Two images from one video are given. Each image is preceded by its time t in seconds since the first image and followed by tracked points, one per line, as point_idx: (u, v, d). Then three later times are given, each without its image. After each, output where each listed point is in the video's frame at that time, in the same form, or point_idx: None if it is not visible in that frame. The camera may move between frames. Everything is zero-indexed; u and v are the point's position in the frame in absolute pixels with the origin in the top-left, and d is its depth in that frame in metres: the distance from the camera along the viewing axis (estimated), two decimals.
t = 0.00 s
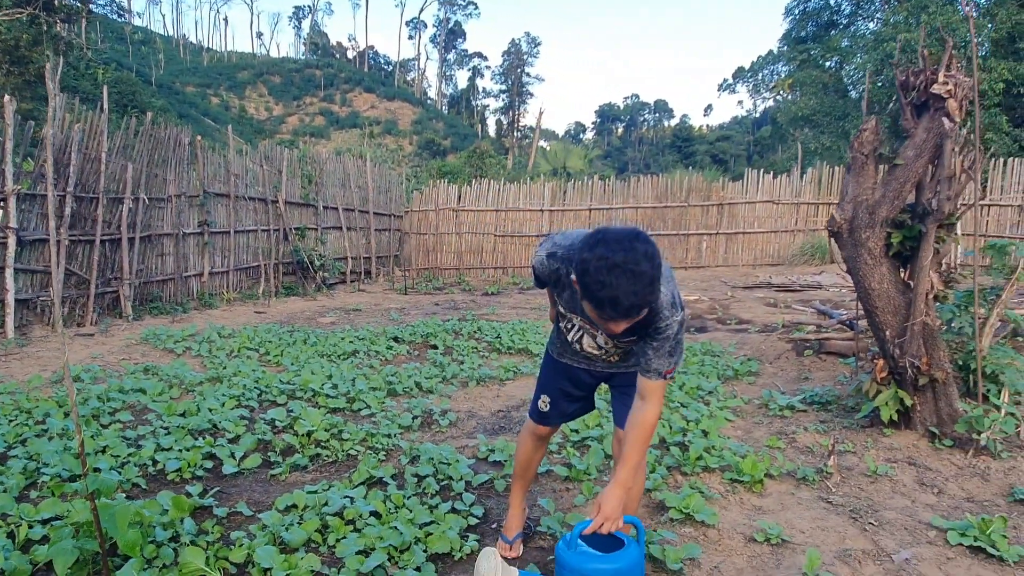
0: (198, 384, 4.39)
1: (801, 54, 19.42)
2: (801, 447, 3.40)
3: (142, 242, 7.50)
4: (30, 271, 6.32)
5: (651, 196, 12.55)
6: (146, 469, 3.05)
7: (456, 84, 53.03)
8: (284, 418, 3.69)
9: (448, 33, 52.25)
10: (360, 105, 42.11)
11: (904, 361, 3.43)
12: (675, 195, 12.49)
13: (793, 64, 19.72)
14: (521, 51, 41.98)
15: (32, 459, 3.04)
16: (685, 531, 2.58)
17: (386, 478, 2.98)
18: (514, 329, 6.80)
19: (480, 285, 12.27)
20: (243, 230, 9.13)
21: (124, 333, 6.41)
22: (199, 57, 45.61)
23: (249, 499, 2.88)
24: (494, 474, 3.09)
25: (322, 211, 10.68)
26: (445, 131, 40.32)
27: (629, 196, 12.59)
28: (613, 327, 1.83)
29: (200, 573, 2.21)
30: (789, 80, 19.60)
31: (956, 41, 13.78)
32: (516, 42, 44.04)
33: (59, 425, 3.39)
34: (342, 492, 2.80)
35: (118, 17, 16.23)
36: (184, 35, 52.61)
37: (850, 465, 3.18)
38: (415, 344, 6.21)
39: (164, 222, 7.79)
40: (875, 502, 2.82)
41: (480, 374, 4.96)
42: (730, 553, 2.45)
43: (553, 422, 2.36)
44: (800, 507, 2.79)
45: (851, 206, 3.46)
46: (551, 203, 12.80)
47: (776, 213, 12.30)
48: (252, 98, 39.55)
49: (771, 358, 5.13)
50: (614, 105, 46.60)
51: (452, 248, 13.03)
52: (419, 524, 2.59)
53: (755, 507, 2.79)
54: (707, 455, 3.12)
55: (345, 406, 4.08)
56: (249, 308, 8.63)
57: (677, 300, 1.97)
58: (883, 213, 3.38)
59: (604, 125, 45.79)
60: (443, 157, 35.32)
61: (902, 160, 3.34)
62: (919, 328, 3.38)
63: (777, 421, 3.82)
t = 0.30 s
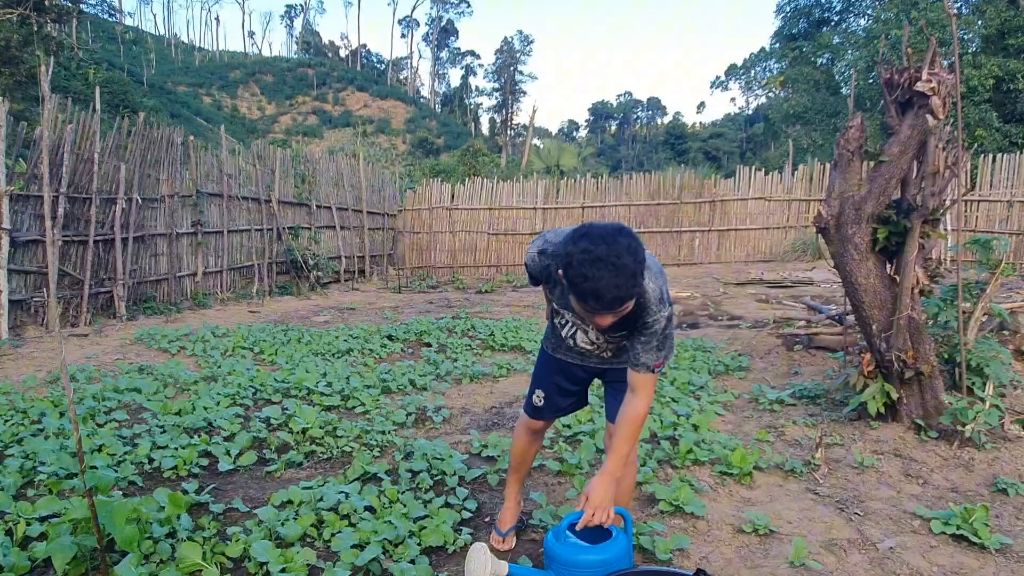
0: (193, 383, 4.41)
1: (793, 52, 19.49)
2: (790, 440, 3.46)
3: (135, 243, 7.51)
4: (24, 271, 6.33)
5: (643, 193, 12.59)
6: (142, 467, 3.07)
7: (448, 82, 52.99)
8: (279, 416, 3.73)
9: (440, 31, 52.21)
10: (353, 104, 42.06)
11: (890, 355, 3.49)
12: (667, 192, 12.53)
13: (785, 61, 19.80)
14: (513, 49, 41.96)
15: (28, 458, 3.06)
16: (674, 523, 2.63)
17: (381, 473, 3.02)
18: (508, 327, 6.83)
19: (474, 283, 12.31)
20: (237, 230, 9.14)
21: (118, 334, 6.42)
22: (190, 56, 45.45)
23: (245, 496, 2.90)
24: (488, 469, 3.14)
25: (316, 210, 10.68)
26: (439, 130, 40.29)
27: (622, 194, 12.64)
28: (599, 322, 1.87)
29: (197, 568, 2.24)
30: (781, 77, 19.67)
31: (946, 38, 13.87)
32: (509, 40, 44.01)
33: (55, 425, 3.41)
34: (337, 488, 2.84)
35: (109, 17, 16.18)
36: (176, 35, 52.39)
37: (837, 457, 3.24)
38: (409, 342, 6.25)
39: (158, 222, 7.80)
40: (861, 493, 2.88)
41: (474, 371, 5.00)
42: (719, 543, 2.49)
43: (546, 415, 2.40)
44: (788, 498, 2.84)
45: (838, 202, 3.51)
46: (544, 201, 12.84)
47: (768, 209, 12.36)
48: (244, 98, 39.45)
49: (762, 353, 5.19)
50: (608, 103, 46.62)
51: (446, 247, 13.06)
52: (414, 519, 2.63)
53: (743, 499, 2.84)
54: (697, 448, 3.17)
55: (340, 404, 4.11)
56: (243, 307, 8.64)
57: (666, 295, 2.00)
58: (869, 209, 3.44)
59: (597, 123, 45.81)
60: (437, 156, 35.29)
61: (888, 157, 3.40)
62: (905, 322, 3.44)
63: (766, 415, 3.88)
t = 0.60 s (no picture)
0: (191, 381, 4.43)
1: (788, 48, 19.52)
2: (784, 434, 3.50)
3: (132, 242, 7.51)
4: (21, 271, 6.33)
5: (639, 190, 12.61)
6: (142, 465, 3.09)
7: (444, 80, 52.95)
8: (277, 413, 3.75)
9: (436, 29, 52.14)
10: (349, 102, 41.99)
11: (883, 349, 3.53)
12: (663, 189, 12.56)
13: (780, 57, 19.82)
14: (509, 46, 41.92)
15: (28, 457, 3.07)
16: (669, 515, 2.67)
17: (378, 469, 3.05)
18: (504, 324, 6.86)
19: (471, 281, 12.34)
20: (233, 229, 9.14)
21: (116, 333, 6.42)
22: (184, 55, 45.32)
23: (244, 493, 2.93)
24: (484, 464, 3.17)
25: (312, 209, 10.69)
26: (435, 127, 40.26)
27: (618, 191, 12.66)
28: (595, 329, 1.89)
29: (198, 563, 2.26)
30: (777, 73, 19.70)
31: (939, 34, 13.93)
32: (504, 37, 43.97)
33: (55, 424, 3.43)
34: (335, 484, 2.87)
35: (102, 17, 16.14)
36: (171, 33, 52.24)
37: (830, 450, 3.28)
38: (406, 339, 6.27)
39: (154, 221, 7.80)
40: (853, 485, 2.92)
41: (471, 368, 5.03)
42: (713, 536, 2.52)
43: (544, 415, 2.43)
44: (781, 491, 2.88)
45: (830, 198, 3.54)
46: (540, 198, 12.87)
47: (763, 206, 12.40)
48: (239, 96, 39.36)
49: (757, 348, 5.23)
50: (604, 100, 46.62)
51: (443, 245, 13.07)
52: (412, 513, 2.66)
53: (737, 492, 2.87)
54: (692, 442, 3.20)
55: (337, 401, 4.13)
56: (240, 306, 8.65)
57: (661, 298, 2.00)
58: (861, 205, 3.47)
59: (593, 120, 45.81)
60: (433, 154, 35.26)
61: (879, 153, 3.42)
62: (897, 317, 3.48)
63: (761, 409, 3.91)
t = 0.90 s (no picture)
0: (189, 381, 4.44)
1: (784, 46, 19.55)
2: (779, 431, 3.52)
3: (129, 242, 7.51)
4: (17, 272, 6.33)
5: (636, 188, 12.63)
6: (140, 464, 3.10)
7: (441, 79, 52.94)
8: (275, 412, 3.76)
9: (432, 28, 52.11)
10: (345, 101, 41.94)
11: (877, 346, 3.55)
12: (660, 187, 12.58)
13: (776, 55, 19.85)
14: (505, 45, 41.92)
15: (27, 457, 3.08)
16: (666, 512, 2.69)
17: (377, 467, 3.07)
18: (502, 322, 6.88)
19: (468, 280, 12.36)
20: (230, 229, 9.14)
21: (113, 334, 6.42)
22: (180, 55, 45.24)
23: (243, 491, 2.94)
24: (482, 462, 3.19)
25: (309, 209, 10.70)
26: (431, 127, 40.24)
27: (615, 189, 12.68)
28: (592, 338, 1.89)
29: (197, 561, 2.28)
30: (773, 72, 19.75)
31: (934, 32, 13.99)
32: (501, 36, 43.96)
33: (53, 424, 3.44)
34: (334, 482, 2.88)
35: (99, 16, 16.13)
36: (166, 33, 52.14)
37: (825, 446, 3.31)
38: (404, 338, 6.29)
39: (151, 222, 7.81)
40: (848, 481, 2.95)
41: (468, 367, 5.05)
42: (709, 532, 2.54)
43: (543, 416, 2.44)
44: (776, 487, 2.90)
45: (825, 197, 3.57)
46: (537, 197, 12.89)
47: (759, 204, 12.43)
48: (235, 96, 39.31)
49: (753, 346, 5.26)
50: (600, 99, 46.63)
51: (440, 244, 13.08)
52: (410, 511, 2.68)
53: (733, 488, 2.89)
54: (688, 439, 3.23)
55: (335, 400, 4.15)
56: (238, 306, 8.65)
57: (656, 311, 2.01)
58: (855, 203, 3.49)
59: (589, 119, 45.81)
60: (430, 153, 35.25)
61: (873, 151, 3.44)
62: (891, 313, 3.50)
63: (757, 407, 3.93)
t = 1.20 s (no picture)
0: (187, 381, 4.43)
1: (781, 45, 19.56)
2: (777, 428, 3.53)
3: (126, 242, 7.51)
4: (14, 272, 6.32)
5: (633, 187, 12.65)
6: (139, 463, 3.10)
7: (437, 78, 52.91)
8: (273, 411, 3.76)
9: (429, 27, 52.09)
10: (342, 101, 41.88)
11: (874, 343, 3.57)
12: (657, 186, 12.59)
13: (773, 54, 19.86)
14: (502, 44, 41.90)
15: (24, 456, 3.08)
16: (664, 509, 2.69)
17: (375, 465, 3.07)
18: (500, 321, 6.88)
19: (465, 279, 12.36)
20: (227, 229, 9.13)
21: (110, 334, 6.41)
22: (176, 54, 45.10)
23: (242, 490, 2.94)
24: (480, 460, 3.19)
25: (306, 208, 10.69)
26: (428, 126, 40.21)
27: (613, 188, 12.69)
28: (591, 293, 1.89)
29: (196, 559, 2.28)
30: (770, 70, 19.78)
31: (930, 31, 14.03)
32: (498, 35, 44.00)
33: (51, 423, 3.43)
34: (332, 481, 2.88)
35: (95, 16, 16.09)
36: (162, 33, 52.03)
37: (822, 443, 3.33)
38: (401, 337, 6.29)
39: (148, 221, 7.79)
40: (845, 477, 2.96)
41: (466, 366, 5.05)
42: (707, 528, 2.55)
43: (541, 409, 2.44)
44: (774, 484, 2.91)
45: (821, 194, 3.58)
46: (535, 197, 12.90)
47: (756, 202, 12.44)
48: (232, 96, 39.22)
49: (750, 344, 5.27)
50: (597, 98, 46.60)
51: (437, 243, 13.08)
52: (409, 509, 2.68)
53: (731, 485, 2.90)
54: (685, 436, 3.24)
55: (333, 399, 4.14)
56: (235, 306, 8.65)
57: (656, 268, 2.07)
58: (852, 201, 3.51)
59: (586, 118, 45.78)
60: (428, 152, 35.23)
61: (869, 149, 3.45)
62: (887, 311, 3.52)
63: (754, 404, 3.95)
